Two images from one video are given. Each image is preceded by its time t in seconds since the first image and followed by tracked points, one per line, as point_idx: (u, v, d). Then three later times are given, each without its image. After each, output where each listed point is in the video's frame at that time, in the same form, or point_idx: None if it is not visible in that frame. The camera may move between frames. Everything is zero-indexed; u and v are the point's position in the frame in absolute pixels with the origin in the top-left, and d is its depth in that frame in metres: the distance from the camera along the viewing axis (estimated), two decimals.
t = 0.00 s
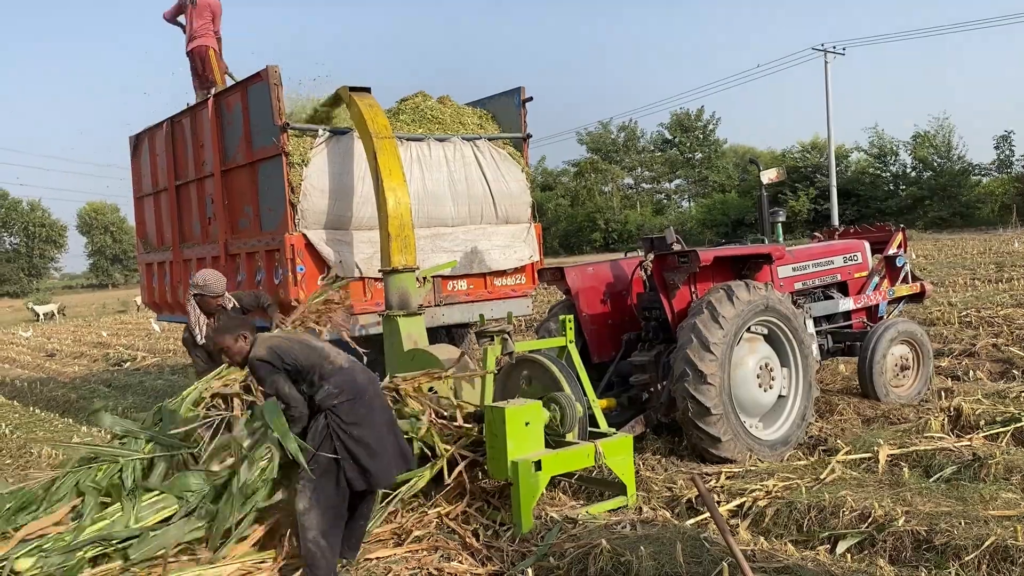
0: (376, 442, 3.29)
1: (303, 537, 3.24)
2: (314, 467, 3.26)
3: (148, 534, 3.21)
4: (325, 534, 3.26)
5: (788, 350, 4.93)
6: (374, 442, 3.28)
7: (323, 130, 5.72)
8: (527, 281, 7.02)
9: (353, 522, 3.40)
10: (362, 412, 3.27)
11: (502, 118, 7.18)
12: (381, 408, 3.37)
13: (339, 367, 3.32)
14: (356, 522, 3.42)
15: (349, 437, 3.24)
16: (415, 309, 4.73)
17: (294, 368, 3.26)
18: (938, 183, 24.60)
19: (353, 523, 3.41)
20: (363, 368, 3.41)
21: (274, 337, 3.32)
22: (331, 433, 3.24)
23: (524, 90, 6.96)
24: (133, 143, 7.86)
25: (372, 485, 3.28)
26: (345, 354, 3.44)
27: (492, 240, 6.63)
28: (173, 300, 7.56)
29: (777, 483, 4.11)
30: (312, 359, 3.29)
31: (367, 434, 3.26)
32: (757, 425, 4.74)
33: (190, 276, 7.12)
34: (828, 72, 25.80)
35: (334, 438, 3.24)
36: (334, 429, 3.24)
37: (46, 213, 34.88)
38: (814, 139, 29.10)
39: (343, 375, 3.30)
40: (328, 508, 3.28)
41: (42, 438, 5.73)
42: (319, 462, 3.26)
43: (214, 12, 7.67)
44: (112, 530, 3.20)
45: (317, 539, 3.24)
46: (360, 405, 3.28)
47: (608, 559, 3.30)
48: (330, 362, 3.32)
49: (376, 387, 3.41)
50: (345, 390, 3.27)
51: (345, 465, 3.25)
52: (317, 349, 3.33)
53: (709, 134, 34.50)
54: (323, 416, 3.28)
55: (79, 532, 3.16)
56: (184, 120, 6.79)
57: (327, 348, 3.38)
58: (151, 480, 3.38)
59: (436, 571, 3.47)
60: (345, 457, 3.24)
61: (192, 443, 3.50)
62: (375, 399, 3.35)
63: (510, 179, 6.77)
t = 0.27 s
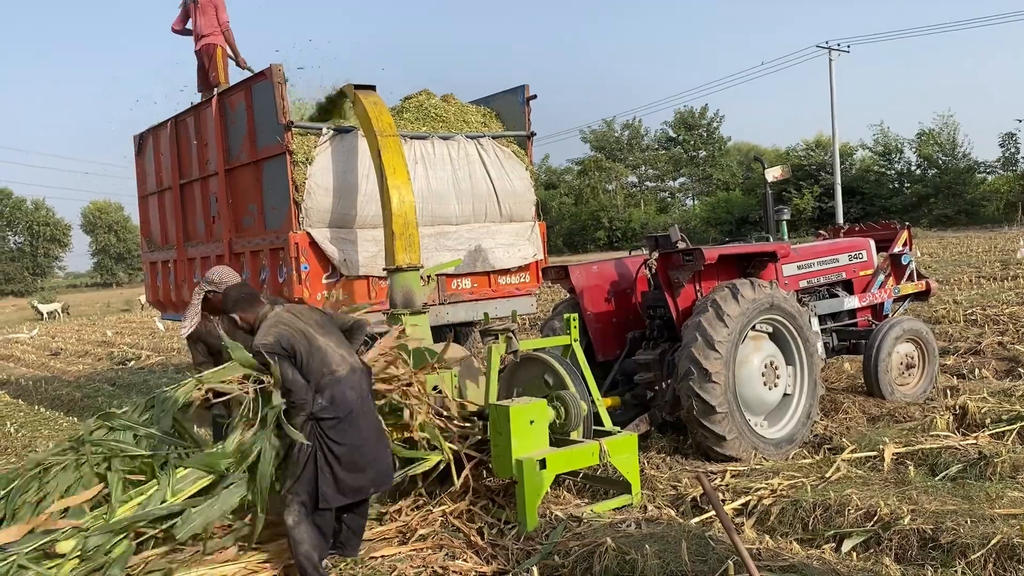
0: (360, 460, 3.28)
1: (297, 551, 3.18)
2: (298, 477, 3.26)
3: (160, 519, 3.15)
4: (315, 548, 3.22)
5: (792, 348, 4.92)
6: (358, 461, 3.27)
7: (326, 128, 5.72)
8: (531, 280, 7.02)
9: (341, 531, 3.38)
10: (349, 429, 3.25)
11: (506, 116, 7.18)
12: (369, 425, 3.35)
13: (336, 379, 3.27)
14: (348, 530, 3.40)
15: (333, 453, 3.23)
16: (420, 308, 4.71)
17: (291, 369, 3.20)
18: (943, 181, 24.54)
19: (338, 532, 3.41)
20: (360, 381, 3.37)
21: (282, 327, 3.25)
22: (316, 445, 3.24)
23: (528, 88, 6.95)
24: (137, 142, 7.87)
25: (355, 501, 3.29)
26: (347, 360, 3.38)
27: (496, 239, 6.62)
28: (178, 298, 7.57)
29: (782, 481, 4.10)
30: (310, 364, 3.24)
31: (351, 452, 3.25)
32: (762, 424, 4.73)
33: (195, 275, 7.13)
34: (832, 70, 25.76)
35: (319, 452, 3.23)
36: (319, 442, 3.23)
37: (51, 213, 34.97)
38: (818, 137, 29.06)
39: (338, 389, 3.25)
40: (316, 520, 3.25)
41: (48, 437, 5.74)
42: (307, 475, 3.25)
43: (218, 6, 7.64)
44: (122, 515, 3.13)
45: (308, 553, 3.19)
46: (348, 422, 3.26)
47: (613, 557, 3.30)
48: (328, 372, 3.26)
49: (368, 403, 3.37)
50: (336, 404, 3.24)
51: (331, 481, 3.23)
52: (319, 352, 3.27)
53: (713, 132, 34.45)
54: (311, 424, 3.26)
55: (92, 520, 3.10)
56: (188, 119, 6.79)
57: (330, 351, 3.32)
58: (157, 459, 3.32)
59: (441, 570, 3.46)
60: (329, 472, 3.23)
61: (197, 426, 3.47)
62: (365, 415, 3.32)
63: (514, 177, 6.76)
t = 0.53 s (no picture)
0: (351, 464, 3.28)
1: (296, 551, 3.20)
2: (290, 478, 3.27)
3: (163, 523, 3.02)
4: (314, 548, 3.24)
5: (796, 346, 4.92)
6: (348, 465, 3.27)
7: (329, 127, 5.72)
8: (533, 278, 7.02)
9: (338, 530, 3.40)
10: (338, 434, 3.25)
11: (509, 114, 7.18)
12: (361, 429, 3.34)
13: (329, 381, 3.26)
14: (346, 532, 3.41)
15: (322, 456, 3.24)
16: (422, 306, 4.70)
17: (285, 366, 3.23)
18: (945, 178, 24.52)
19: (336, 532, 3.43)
20: (356, 384, 3.34)
21: (283, 321, 3.25)
22: (308, 446, 3.26)
23: (530, 86, 6.95)
24: (140, 140, 7.88)
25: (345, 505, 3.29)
26: (346, 361, 3.35)
27: (498, 237, 6.62)
28: (181, 297, 7.58)
29: (786, 478, 4.10)
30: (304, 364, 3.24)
31: (340, 456, 3.25)
32: (766, 421, 4.73)
33: (198, 273, 7.13)
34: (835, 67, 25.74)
35: (311, 453, 3.25)
36: (308, 443, 3.26)
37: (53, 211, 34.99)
38: (820, 134, 29.03)
39: (329, 391, 3.25)
40: (312, 521, 3.27)
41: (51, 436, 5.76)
42: (297, 477, 3.25)
43: None
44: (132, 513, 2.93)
45: (308, 553, 3.22)
46: (338, 426, 3.25)
47: (617, 555, 3.30)
48: (321, 373, 3.26)
49: (362, 406, 3.35)
50: (326, 407, 3.24)
51: (321, 483, 3.24)
52: (315, 352, 3.26)
53: (715, 130, 34.42)
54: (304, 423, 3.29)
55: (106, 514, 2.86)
56: (191, 118, 6.80)
57: (327, 351, 3.29)
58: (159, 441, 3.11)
59: (445, 568, 3.46)
60: (319, 474, 3.24)
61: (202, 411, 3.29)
62: (356, 421, 3.30)
63: (517, 175, 6.76)
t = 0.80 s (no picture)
0: (346, 458, 3.28)
1: (298, 546, 3.21)
2: (289, 473, 3.28)
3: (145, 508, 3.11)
4: (316, 542, 3.24)
5: (797, 343, 4.92)
6: (344, 459, 3.28)
7: (331, 126, 5.72)
8: (535, 276, 7.02)
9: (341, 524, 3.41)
10: (333, 428, 3.25)
11: (510, 113, 7.18)
12: (357, 425, 3.33)
13: (325, 376, 3.26)
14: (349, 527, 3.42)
15: (318, 449, 3.25)
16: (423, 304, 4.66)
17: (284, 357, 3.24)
18: (947, 176, 24.50)
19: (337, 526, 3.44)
20: (353, 381, 3.34)
21: (284, 312, 3.26)
22: (305, 440, 3.26)
23: (532, 84, 6.95)
24: (141, 139, 7.89)
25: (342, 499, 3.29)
26: (344, 356, 3.35)
27: (500, 235, 6.63)
28: (183, 296, 7.60)
29: (788, 477, 4.10)
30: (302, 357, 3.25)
31: (335, 450, 3.25)
32: (768, 419, 4.73)
33: (200, 273, 7.15)
34: (836, 65, 25.72)
35: (308, 447, 3.26)
36: (304, 436, 3.26)
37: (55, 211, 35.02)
38: (822, 132, 29.00)
39: (325, 386, 3.25)
40: (312, 514, 3.27)
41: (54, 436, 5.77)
42: (295, 471, 3.25)
43: None
44: (125, 489, 3.02)
45: (309, 547, 3.22)
46: (333, 420, 3.25)
47: (619, 554, 3.31)
48: (318, 367, 3.26)
49: (359, 403, 3.35)
50: (321, 401, 3.24)
51: (318, 477, 3.24)
52: (313, 346, 3.26)
53: (717, 128, 34.40)
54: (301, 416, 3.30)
55: (100, 490, 2.94)
56: (193, 117, 6.80)
57: (326, 345, 3.29)
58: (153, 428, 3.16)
59: (448, 567, 3.47)
60: (316, 468, 3.25)
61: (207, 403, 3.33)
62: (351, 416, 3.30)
63: (518, 174, 6.76)
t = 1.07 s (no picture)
0: (342, 457, 3.28)
1: (296, 543, 3.22)
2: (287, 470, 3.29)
3: (145, 494, 3.22)
4: (315, 539, 3.26)
5: (798, 342, 4.92)
6: (340, 458, 3.28)
7: (331, 126, 5.73)
8: (535, 276, 7.03)
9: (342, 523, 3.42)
10: (328, 427, 3.25)
11: (510, 112, 7.18)
12: (353, 425, 3.33)
13: (323, 374, 3.25)
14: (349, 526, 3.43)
15: (314, 448, 3.25)
16: (424, 305, 4.66)
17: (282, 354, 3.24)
18: (947, 175, 24.50)
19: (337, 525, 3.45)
20: (350, 380, 3.34)
21: (286, 308, 3.25)
22: (302, 437, 3.26)
23: (532, 84, 6.95)
24: (141, 140, 7.90)
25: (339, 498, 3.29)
26: (342, 357, 3.34)
27: (500, 235, 6.63)
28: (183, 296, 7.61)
29: (788, 475, 4.10)
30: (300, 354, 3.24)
31: (330, 449, 3.26)
32: (768, 418, 4.73)
33: (201, 272, 7.15)
34: (836, 64, 25.73)
35: (304, 444, 3.26)
36: (299, 434, 3.26)
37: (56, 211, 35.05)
38: (822, 132, 29.00)
39: (322, 384, 3.25)
40: (311, 511, 3.28)
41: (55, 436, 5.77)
42: (292, 469, 3.26)
43: None
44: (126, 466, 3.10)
45: (308, 544, 3.24)
46: (330, 417, 3.25)
47: (620, 552, 3.31)
48: (316, 365, 3.25)
49: (355, 402, 3.35)
50: (317, 399, 3.24)
51: (314, 475, 3.25)
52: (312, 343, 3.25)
53: (717, 127, 34.39)
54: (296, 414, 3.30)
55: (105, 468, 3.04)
56: (192, 117, 6.81)
57: (325, 343, 3.29)
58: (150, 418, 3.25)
59: (448, 565, 3.47)
60: (313, 466, 3.26)
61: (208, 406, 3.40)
62: (347, 416, 3.29)
63: (518, 173, 6.76)
